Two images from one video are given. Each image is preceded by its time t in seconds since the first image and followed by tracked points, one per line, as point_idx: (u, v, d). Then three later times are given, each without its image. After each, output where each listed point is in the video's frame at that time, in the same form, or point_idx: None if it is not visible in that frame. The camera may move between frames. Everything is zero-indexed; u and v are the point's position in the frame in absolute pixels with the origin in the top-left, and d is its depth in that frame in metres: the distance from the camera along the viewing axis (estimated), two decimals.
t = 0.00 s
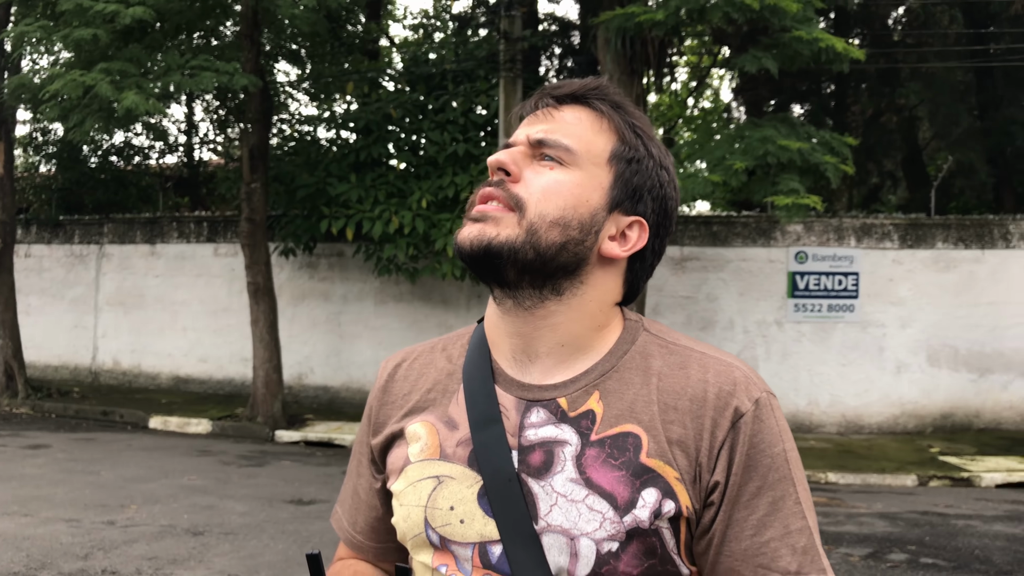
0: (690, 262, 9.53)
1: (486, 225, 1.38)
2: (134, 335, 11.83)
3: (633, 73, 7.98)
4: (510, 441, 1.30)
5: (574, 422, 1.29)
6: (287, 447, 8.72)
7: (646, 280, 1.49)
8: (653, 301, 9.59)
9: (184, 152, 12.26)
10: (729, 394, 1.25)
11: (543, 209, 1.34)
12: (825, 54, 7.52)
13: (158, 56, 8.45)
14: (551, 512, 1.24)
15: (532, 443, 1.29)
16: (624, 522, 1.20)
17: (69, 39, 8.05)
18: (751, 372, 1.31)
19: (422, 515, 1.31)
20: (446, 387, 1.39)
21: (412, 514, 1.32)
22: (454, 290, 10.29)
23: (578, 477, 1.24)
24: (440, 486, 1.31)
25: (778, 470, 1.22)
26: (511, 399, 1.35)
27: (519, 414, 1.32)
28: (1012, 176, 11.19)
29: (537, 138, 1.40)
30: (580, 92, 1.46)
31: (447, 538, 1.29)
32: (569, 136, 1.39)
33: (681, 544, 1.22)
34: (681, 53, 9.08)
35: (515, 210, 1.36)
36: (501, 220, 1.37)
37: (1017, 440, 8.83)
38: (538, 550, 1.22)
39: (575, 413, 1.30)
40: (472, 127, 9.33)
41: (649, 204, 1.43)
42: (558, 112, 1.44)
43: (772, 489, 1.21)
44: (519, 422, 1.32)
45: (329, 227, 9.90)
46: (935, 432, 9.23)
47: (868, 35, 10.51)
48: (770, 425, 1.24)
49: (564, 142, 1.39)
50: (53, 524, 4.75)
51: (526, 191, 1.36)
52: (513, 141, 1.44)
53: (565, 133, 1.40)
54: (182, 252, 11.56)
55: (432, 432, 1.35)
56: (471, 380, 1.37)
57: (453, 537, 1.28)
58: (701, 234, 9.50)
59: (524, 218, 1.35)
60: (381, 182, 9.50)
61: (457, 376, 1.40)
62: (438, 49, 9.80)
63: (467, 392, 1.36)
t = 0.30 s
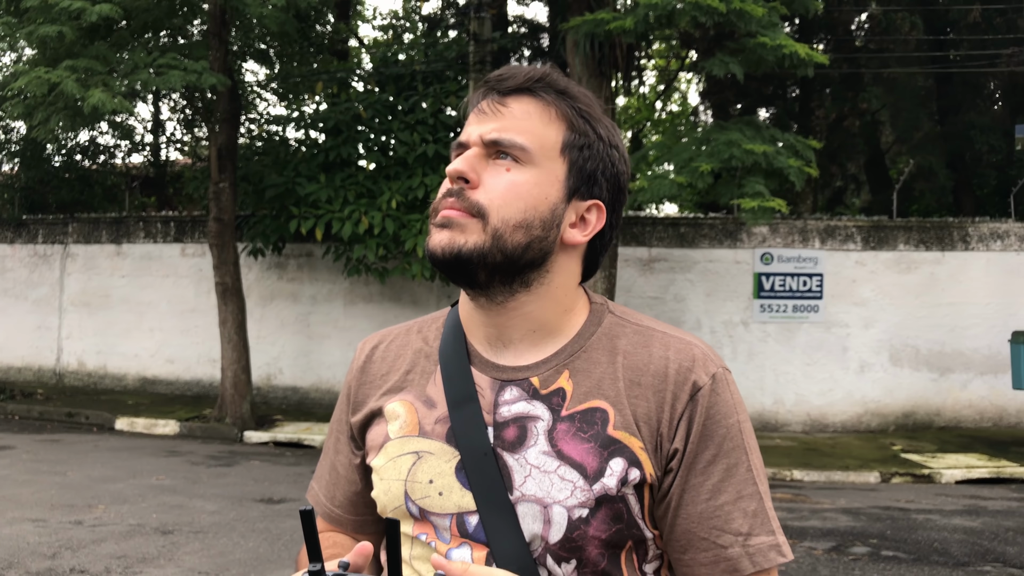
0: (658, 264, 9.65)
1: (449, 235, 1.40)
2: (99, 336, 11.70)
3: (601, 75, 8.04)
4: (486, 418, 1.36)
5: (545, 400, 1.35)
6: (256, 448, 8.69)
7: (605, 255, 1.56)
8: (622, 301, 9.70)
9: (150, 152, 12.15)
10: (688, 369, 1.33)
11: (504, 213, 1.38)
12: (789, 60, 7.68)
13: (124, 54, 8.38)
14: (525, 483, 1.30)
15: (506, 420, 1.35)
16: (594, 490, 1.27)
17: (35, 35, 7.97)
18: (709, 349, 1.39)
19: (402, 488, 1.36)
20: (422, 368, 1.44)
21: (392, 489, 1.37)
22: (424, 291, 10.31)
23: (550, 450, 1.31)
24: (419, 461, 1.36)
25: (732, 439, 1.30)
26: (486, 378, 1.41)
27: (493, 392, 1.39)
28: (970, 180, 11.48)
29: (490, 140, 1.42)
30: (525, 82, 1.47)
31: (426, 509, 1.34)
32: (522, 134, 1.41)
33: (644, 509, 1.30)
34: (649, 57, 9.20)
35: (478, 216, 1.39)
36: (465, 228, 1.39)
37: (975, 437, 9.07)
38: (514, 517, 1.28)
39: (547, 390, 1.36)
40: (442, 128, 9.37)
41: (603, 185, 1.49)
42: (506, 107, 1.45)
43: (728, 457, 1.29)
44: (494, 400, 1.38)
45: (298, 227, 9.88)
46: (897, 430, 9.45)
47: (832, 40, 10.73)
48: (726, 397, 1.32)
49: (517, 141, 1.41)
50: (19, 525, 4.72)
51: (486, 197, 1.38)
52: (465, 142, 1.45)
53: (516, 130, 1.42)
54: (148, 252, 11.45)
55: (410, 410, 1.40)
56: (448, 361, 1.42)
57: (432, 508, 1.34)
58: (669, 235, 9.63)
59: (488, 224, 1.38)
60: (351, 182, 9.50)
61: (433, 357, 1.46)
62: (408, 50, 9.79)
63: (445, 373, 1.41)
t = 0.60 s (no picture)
0: (646, 263, 9.71)
1: (448, 228, 1.45)
2: (87, 335, 11.66)
3: (590, 75, 8.09)
4: (482, 401, 1.41)
5: (539, 383, 1.40)
6: (246, 446, 8.69)
7: (593, 244, 1.61)
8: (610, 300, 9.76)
9: (139, 151, 12.13)
10: (671, 353, 1.38)
11: (499, 206, 1.43)
12: (776, 61, 7.77)
13: (113, 53, 8.37)
14: (519, 461, 1.35)
15: (501, 402, 1.40)
16: (584, 467, 1.32)
17: (24, 33, 7.96)
18: (693, 335, 1.44)
19: (403, 468, 1.41)
20: (421, 355, 1.49)
21: (394, 469, 1.42)
22: (414, 290, 10.34)
23: (543, 430, 1.36)
24: (419, 443, 1.41)
25: (712, 418, 1.35)
26: (482, 364, 1.46)
27: (490, 376, 1.44)
28: (955, 180, 11.60)
29: (484, 134, 1.46)
30: (515, 78, 1.50)
31: (425, 488, 1.39)
32: (514, 129, 1.45)
33: (631, 488, 1.35)
34: (638, 58, 9.27)
35: (475, 210, 1.44)
36: (462, 222, 1.44)
37: (960, 434, 9.18)
38: (508, 493, 1.34)
39: (540, 374, 1.42)
40: (431, 127, 9.40)
41: (592, 176, 1.54)
42: (497, 102, 1.49)
43: (710, 435, 1.35)
44: (489, 383, 1.43)
45: (288, 226, 9.89)
46: (883, 427, 9.55)
47: (818, 42, 10.82)
48: (708, 380, 1.37)
49: (510, 135, 1.45)
50: (11, 522, 4.74)
51: (483, 191, 1.43)
52: (459, 137, 1.49)
53: (508, 125, 1.46)
54: (137, 251, 11.43)
55: (410, 395, 1.45)
56: (446, 347, 1.47)
57: (431, 487, 1.39)
58: (657, 234, 9.69)
59: (484, 216, 1.43)
60: (340, 181, 9.52)
61: (431, 344, 1.50)
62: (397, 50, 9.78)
63: (443, 358, 1.46)
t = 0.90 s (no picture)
0: (634, 260, 9.72)
1: (459, 225, 1.46)
2: (72, 333, 11.59)
3: (579, 73, 8.11)
4: (494, 387, 1.43)
5: (549, 369, 1.43)
6: (234, 444, 8.66)
7: (597, 234, 1.64)
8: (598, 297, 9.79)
9: (125, 147, 12.05)
10: (677, 341, 1.42)
11: (508, 203, 1.45)
12: (763, 59, 7.83)
13: (99, 48, 8.32)
14: (531, 445, 1.37)
15: (513, 388, 1.43)
16: (594, 450, 1.35)
17: (9, 29, 7.90)
18: (697, 325, 1.47)
19: (416, 453, 1.42)
20: (433, 343, 1.51)
21: (407, 454, 1.43)
22: (401, 287, 10.34)
23: (554, 415, 1.39)
24: (432, 428, 1.42)
25: (715, 405, 1.39)
26: (493, 352, 1.48)
27: (501, 363, 1.46)
28: (939, 178, 11.70)
29: (491, 133, 1.47)
30: (520, 76, 1.51)
31: (438, 472, 1.40)
32: (521, 127, 1.47)
33: (639, 471, 1.38)
34: (625, 56, 9.30)
35: (485, 206, 1.45)
36: (473, 218, 1.45)
37: (944, 430, 9.27)
38: (520, 475, 1.35)
39: (550, 361, 1.44)
40: (419, 124, 9.40)
41: (597, 170, 1.55)
42: (503, 100, 1.50)
43: (713, 421, 1.39)
44: (501, 370, 1.45)
45: (275, 223, 9.86)
46: (868, 423, 9.64)
47: (804, 40, 10.89)
48: (712, 367, 1.41)
49: (517, 133, 1.47)
50: None
51: (492, 187, 1.45)
52: (466, 135, 1.50)
53: (515, 123, 1.48)
54: (123, 248, 11.37)
55: (423, 382, 1.47)
56: (457, 336, 1.49)
57: (443, 471, 1.40)
58: (645, 232, 9.72)
59: (494, 213, 1.45)
60: (328, 178, 9.49)
61: (442, 334, 1.52)
62: (385, 46, 9.74)
63: (455, 346, 1.48)
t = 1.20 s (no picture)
0: (613, 254, 9.75)
1: (471, 212, 1.48)
2: (46, 327, 11.44)
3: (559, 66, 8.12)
4: (499, 371, 1.46)
5: (553, 355, 1.46)
6: (212, 437, 8.61)
7: (599, 226, 1.67)
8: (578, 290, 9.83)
9: (100, 139, 11.90)
10: (678, 329, 1.45)
11: (520, 190, 1.47)
12: (741, 54, 7.88)
13: (75, 39, 8.22)
14: (535, 427, 1.40)
15: (518, 372, 1.45)
16: (597, 432, 1.37)
17: None
18: (696, 315, 1.51)
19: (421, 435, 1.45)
20: (437, 328, 1.53)
21: (411, 435, 1.45)
22: (380, 281, 10.32)
23: (557, 398, 1.41)
24: (437, 410, 1.44)
25: (711, 392, 1.42)
26: (498, 337, 1.51)
27: (506, 348, 1.49)
28: (913, 173, 11.86)
29: (503, 122, 1.50)
30: (529, 69, 1.55)
31: (442, 454, 1.42)
32: (532, 117, 1.50)
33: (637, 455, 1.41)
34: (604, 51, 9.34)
35: (496, 194, 1.48)
36: (485, 204, 1.48)
37: (917, 421, 9.41)
38: (523, 457, 1.38)
39: (554, 347, 1.46)
40: (399, 117, 9.38)
41: (603, 160, 1.59)
42: (513, 92, 1.53)
43: (708, 407, 1.41)
44: (505, 355, 1.48)
45: (253, 216, 9.80)
46: (844, 415, 9.76)
47: (780, 36, 10.97)
48: (709, 356, 1.44)
49: (528, 122, 1.49)
50: None
51: (504, 174, 1.47)
52: (477, 126, 1.53)
53: (525, 113, 1.50)
54: (99, 241, 11.24)
55: (427, 365, 1.49)
56: (462, 321, 1.51)
57: (448, 452, 1.43)
58: (624, 226, 9.75)
59: (506, 199, 1.47)
60: (307, 171, 9.43)
61: (446, 319, 1.54)
62: (364, 39, 9.69)
63: (460, 331, 1.50)
